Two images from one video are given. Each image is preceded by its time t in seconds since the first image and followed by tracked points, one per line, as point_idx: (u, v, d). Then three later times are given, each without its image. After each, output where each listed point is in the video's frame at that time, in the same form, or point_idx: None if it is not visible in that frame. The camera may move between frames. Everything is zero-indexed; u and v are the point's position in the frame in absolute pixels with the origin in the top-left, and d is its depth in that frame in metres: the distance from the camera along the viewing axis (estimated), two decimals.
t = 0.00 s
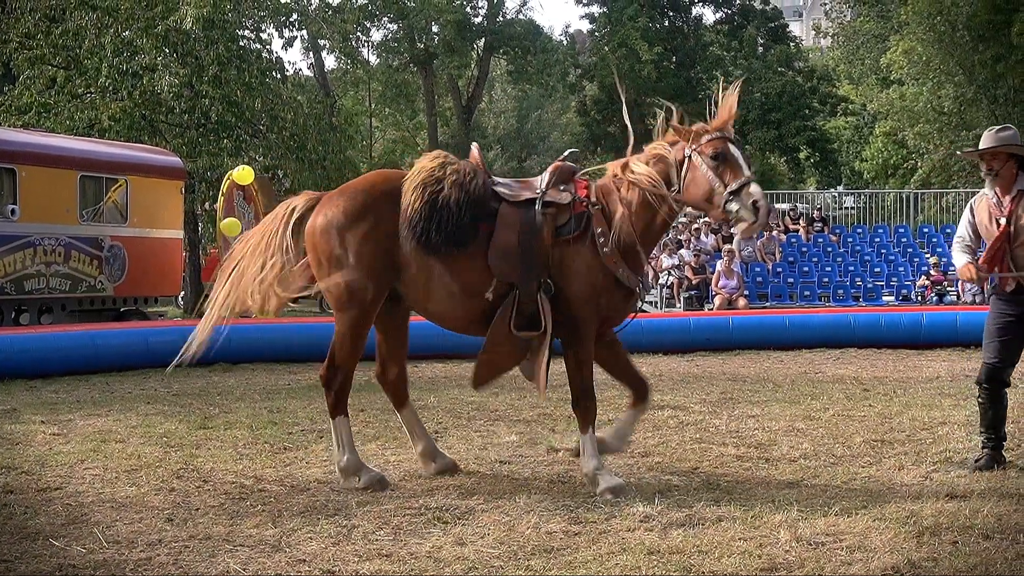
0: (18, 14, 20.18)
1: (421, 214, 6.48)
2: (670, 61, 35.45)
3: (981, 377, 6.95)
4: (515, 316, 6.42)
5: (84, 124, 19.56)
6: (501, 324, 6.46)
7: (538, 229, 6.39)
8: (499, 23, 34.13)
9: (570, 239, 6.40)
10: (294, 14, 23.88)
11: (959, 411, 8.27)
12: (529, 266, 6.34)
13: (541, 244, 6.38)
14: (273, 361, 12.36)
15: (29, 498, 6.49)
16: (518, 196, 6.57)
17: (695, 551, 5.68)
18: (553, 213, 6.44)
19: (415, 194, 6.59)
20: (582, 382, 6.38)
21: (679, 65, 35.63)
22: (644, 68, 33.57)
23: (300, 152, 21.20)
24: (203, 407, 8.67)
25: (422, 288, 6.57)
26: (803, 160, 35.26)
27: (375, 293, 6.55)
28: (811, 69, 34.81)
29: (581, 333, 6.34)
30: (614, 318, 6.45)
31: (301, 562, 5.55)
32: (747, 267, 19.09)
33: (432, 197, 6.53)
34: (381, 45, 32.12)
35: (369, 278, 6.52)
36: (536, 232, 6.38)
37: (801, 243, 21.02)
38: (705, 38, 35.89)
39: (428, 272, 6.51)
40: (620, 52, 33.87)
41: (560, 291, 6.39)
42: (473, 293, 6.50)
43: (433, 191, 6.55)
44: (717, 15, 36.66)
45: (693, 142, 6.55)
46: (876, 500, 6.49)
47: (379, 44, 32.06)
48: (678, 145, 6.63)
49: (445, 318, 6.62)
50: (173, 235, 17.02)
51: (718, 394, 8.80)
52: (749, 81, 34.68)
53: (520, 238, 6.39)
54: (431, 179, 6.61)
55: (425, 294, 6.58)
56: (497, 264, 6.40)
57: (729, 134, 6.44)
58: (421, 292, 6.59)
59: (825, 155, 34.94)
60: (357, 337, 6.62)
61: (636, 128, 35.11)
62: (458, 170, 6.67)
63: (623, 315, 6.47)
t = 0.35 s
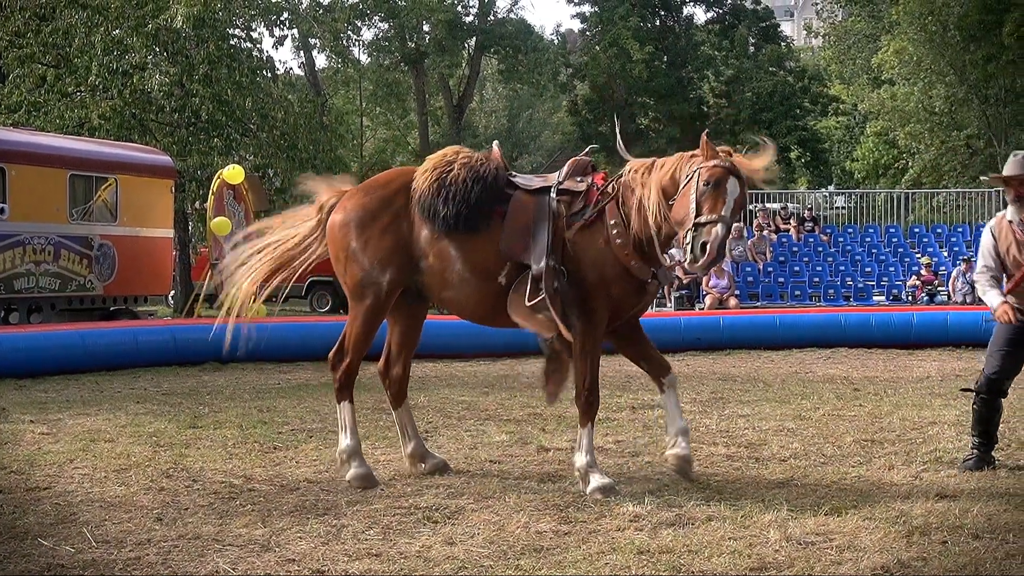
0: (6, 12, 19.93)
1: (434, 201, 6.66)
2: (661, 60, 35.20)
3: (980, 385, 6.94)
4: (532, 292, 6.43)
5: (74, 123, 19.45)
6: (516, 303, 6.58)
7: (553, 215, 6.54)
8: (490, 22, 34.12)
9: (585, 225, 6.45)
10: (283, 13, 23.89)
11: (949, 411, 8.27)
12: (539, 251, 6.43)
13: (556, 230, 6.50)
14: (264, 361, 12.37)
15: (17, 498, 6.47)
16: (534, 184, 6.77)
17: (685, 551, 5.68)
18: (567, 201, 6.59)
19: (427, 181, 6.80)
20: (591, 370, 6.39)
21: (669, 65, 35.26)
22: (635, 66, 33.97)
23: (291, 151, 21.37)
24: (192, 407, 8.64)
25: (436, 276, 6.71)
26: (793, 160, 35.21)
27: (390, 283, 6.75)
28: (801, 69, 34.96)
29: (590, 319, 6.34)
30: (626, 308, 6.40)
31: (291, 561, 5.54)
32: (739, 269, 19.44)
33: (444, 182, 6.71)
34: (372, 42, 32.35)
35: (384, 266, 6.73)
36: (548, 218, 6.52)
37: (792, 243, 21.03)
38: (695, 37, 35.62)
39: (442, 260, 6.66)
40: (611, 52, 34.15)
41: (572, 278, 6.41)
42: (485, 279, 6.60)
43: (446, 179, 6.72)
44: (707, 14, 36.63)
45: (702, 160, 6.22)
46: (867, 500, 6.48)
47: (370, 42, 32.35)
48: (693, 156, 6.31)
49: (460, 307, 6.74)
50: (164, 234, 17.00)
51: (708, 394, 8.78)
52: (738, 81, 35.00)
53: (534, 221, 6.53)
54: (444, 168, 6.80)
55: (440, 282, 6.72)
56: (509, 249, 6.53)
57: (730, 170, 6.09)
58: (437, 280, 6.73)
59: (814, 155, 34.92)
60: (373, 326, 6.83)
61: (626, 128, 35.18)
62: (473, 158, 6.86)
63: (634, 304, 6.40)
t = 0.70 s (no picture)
0: None
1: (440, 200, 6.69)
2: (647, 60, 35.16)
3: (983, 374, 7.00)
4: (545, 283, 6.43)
5: (58, 121, 19.44)
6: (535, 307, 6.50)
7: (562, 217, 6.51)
8: (476, 21, 34.13)
9: (594, 230, 6.46)
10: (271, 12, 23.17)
11: (931, 410, 8.28)
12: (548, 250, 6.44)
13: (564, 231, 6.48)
14: (248, 359, 12.38)
15: None
16: (544, 185, 6.73)
17: (668, 550, 5.68)
18: (576, 205, 6.56)
19: (434, 179, 6.83)
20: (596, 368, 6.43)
21: (657, 65, 35.17)
22: (622, 66, 34.02)
23: (276, 150, 20.62)
24: (178, 406, 8.63)
25: (451, 275, 6.77)
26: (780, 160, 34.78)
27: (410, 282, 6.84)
28: (788, 69, 34.55)
29: (597, 319, 6.36)
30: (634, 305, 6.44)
31: (273, 560, 5.53)
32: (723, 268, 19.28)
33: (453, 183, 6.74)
34: (359, 42, 32.79)
35: (402, 267, 6.82)
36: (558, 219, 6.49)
37: (777, 243, 21.10)
38: (682, 37, 35.73)
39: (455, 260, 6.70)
40: (598, 52, 34.21)
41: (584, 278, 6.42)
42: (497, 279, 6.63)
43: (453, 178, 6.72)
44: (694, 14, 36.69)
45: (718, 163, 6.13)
46: (850, 499, 6.49)
47: (357, 42, 32.74)
48: (707, 157, 6.22)
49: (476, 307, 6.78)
50: (150, 233, 16.99)
51: (692, 393, 8.79)
52: (725, 80, 34.66)
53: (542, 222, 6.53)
54: (451, 166, 6.80)
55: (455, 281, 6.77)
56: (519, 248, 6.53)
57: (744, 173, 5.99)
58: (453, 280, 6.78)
59: (801, 156, 34.59)
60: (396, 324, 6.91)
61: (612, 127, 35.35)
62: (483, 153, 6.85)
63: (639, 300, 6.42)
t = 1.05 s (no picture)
0: None
1: (440, 218, 6.52)
2: (624, 60, 34.63)
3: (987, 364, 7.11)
4: (540, 302, 6.50)
5: (32, 121, 18.78)
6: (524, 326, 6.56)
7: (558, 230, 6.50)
8: (451, 21, 34.88)
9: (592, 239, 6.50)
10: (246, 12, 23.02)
11: (905, 409, 8.32)
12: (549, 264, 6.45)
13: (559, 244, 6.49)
14: (224, 360, 12.34)
15: None
16: (538, 196, 6.70)
17: (643, 549, 5.69)
18: (572, 213, 6.54)
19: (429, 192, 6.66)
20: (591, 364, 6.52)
21: (632, 65, 34.73)
22: (598, 66, 33.62)
23: (252, 150, 20.91)
24: (154, 407, 8.60)
25: (454, 290, 6.70)
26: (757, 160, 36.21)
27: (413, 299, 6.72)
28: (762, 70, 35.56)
29: (597, 321, 6.44)
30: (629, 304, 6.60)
31: (249, 561, 5.52)
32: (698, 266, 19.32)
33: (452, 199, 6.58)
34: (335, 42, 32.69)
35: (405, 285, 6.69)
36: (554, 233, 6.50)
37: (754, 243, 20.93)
38: (658, 37, 35.50)
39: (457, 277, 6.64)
40: (573, 52, 33.88)
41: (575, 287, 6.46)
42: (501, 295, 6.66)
43: (450, 194, 6.58)
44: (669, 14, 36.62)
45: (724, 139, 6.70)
46: (824, 498, 6.52)
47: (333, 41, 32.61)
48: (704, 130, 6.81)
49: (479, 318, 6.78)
50: (125, 233, 16.95)
51: (668, 393, 8.80)
52: (700, 79, 35.11)
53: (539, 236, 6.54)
54: (449, 184, 6.62)
55: (458, 297, 6.72)
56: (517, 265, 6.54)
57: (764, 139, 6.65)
58: (455, 295, 6.73)
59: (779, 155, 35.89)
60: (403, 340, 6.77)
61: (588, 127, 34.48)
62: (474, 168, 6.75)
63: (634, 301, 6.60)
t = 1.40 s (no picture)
0: None
1: (448, 223, 6.54)
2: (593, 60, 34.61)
3: (975, 367, 7.31)
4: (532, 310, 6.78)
5: None
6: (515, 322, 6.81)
7: (549, 226, 6.82)
8: (421, 20, 34.64)
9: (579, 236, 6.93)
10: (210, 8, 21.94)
11: (872, 408, 8.37)
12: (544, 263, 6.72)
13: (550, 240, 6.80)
14: (193, 360, 12.28)
15: None
16: (528, 195, 6.96)
17: (611, 548, 5.70)
18: (562, 210, 6.90)
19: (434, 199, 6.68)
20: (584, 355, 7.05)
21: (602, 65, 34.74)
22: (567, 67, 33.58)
23: (220, 149, 20.91)
24: (121, 407, 8.55)
25: (452, 296, 6.79)
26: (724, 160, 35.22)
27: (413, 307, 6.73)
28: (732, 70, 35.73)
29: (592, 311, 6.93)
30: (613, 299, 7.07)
31: (215, 562, 5.50)
32: (667, 266, 19.53)
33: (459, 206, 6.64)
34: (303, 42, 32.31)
35: (408, 293, 6.69)
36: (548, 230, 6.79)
37: (721, 242, 21.23)
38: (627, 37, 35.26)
39: (456, 281, 6.74)
40: (543, 52, 33.85)
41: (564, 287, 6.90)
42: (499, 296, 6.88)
43: (455, 200, 6.63)
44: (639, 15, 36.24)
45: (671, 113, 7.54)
46: (789, 495, 6.55)
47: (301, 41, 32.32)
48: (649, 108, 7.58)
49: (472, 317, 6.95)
50: (93, 233, 16.87)
51: (637, 392, 8.81)
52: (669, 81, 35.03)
53: (537, 240, 6.75)
54: (453, 190, 6.67)
55: (455, 301, 6.82)
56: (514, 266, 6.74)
57: (704, 100, 7.44)
58: (451, 300, 6.82)
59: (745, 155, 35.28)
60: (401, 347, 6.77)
61: (558, 127, 35.17)
62: (474, 173, 6.83)
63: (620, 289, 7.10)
